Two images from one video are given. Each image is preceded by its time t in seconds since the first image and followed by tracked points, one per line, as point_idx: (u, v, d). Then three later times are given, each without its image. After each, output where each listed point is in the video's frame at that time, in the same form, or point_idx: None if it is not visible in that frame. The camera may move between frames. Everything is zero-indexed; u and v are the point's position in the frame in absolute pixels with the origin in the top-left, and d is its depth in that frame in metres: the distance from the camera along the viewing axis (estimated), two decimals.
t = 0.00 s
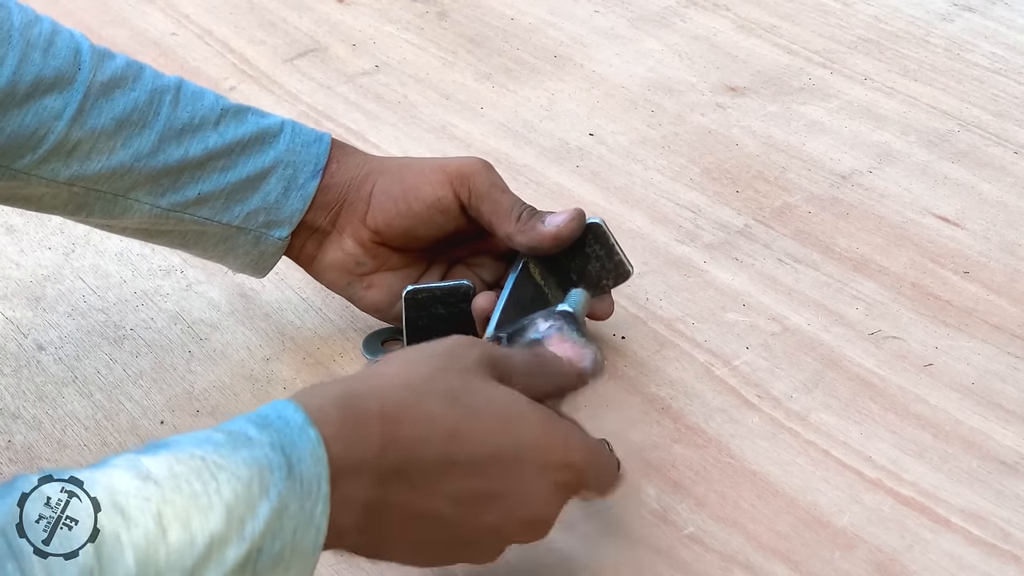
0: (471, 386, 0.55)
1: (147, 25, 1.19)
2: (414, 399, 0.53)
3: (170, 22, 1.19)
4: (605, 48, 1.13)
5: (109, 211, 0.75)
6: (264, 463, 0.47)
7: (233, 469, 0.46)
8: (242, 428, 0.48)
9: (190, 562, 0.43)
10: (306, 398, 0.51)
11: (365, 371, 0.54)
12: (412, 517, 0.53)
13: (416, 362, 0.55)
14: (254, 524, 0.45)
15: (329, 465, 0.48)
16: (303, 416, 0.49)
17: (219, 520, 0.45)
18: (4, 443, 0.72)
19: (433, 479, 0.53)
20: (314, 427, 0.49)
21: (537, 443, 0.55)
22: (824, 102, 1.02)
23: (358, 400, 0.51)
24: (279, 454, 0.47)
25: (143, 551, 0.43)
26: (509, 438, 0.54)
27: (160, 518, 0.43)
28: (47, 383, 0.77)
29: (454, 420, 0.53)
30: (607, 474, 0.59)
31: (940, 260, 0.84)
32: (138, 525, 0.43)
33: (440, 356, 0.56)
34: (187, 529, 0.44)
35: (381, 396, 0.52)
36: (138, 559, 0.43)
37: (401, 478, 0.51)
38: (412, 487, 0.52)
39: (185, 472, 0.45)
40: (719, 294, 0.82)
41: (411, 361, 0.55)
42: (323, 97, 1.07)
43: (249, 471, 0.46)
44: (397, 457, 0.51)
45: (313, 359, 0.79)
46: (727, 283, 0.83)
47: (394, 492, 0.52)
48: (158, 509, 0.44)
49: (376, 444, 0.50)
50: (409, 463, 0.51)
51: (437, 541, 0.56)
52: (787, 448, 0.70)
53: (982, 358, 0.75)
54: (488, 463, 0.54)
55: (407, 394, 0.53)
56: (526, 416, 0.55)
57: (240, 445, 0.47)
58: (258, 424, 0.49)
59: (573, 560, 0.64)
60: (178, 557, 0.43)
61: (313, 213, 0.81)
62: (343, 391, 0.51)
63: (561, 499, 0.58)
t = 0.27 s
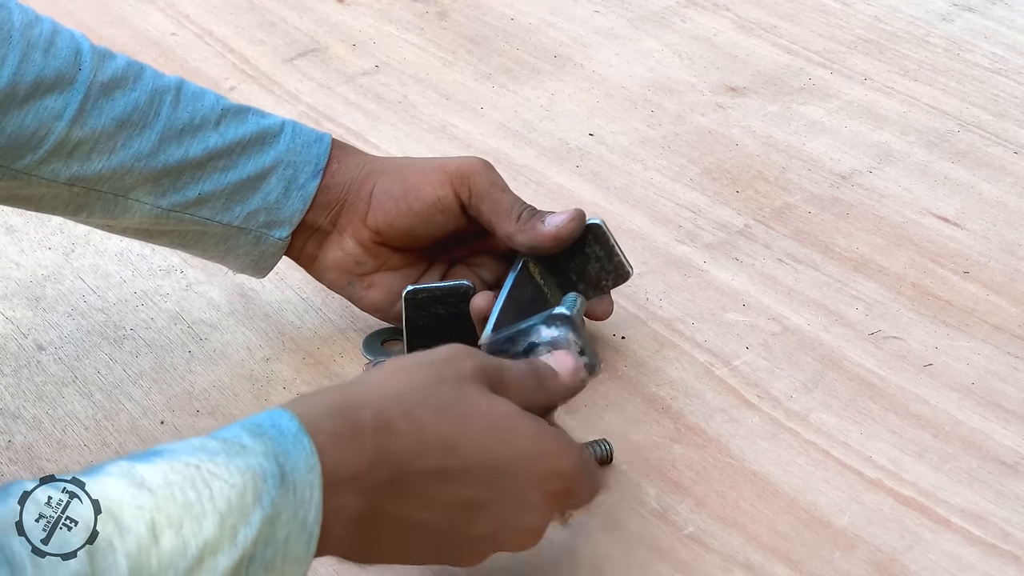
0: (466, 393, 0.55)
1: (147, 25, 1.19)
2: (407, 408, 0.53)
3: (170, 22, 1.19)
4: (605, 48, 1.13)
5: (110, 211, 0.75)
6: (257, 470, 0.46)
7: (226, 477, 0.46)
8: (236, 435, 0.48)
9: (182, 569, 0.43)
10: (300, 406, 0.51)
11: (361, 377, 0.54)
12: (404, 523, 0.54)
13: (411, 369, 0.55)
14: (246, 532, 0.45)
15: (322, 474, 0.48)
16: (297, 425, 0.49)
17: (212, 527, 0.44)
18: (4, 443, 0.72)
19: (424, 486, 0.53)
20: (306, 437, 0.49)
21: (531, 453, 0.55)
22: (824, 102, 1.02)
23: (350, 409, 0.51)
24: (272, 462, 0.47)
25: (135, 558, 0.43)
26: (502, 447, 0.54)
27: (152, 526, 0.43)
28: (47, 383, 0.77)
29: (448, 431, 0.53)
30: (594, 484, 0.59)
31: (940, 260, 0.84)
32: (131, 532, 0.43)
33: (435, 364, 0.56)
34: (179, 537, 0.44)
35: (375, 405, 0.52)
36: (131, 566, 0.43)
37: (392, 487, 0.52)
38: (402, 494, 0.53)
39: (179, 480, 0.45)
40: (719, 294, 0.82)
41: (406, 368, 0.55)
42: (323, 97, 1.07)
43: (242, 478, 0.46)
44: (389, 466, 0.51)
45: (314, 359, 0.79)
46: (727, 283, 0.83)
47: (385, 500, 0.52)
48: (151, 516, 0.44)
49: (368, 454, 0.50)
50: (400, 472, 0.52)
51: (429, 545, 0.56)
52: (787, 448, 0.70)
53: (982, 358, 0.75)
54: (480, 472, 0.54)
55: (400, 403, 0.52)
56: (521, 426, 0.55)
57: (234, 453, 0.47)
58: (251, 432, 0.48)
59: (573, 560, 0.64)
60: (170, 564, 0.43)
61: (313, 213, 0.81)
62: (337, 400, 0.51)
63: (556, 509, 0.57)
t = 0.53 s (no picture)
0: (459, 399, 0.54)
1: (147, 24, 1.19)
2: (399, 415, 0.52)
3: (170, 22, 1.19)
4: (605, 48, 1.13)
5: (110, 210, 0.75)
6: (247, 478, 0.46)
7: (216, 484, 0.46)
8: (227, 441, 0.48)
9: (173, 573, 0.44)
10: (293, 412, 0.51)
11: (354, 382, 0.54)
12: (394, 527, 0.54)
13: (404, 375, 0.55)
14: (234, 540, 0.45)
15: (313, 480, 0.48)
16: (288, 431, 0.49)
17: (202, 535, 0.44)
18: (4, 443, 0.72)
19: (415, 492, 0.53)
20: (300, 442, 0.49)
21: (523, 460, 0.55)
22: (824, 102, 1.02)
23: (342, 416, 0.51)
24: (262, 469, 0.47)
25: (125, 564, 0.43)
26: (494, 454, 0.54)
27: (141, 533, 0.43)
28: (47, 383, 0.77)
29: (440, 436, 0.53)
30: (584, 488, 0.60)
31: (940, 260, 0.84)
32: (120, 538, 0.43)
33: (429, 370, 0.55)
34: (168, 544, 0.44)
35: (367, 412, 0.52)
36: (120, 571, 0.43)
37: (384, 491, 0.52)
38: (392, 499, 0.53)
39: (169, 486, 0.45)
40: (719, 294, 0.82)
41: (399, 373, 0.55)
42: (323, 97, 1.07)
43: (232, 486, 0.46)
44: (380, 472, 0.51)
45: (314, 359, 0.79)
46: (727, 283, 0.83)
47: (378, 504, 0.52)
48: (141, 522, 0.43)
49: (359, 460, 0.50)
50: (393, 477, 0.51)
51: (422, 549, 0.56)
52: (787, 448, 0.70)
53: (982, 358, 0.75)
54: (473, 479, 0.54)
55: (393, 409, 0.52)
56: (514, 433, 0.55)
57: (224, 459, 0.47)
58: (243, 438, 0.48)
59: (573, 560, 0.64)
60: (160, 569, 0.43)
61: (313, 212, 0.81)
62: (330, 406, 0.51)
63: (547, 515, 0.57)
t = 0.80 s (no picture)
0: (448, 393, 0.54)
1: (147, 24, 1.19)
2: (386, 409, 0.52)
3: (170, 22, 1.19)
4: (605, 48, 1.13)
5: (112, 210, 0.75)
6: (235, 474, 0.46)
7: (204, 481, 0.46)
8: (216, 438, 0.48)
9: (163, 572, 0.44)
10: (280, 408, 0.50)
11: (343, 377, 0.54)
12: (382, 524, 0.53)
13: (393, 369, 0.54)
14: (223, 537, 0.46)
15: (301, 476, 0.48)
16: (275, 428, 0.49)
17: (191, 532, 0.45)
18: (4, 443, 0.72)
19: (403, 488, 0.52)
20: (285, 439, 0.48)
21: (511, 455, 0.54)
22: (824, 102, 1.02)
23: (329, 410, 0.50)
24: (249, 465, 0.47)
25: (114, 563, 0.43)
26: (484, 449, 0.53)
27: (130, 532, 0.44)
28: (47, 383, 0.77)
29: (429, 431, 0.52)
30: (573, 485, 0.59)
31: (940, 260, 0.84)
32: (109, 537, 0.43)
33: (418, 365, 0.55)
34: (158, 541, 0.44)
35: (354, 407, 0.51)
36: (110, 570, 0.43)
37: (372, 488, 0.51)
38: (380, 495, 0.52)
39: (157, 484, 0.45)
40: (719, 294, 0.82)
41: (388, 368, 0.54)
42: (323, 97, 1.07)
43: (221, 483, 0.46)
44: (366, 467, 0.50)
45: (313, 359, 0.79)
46: (727, 283, 0.83)
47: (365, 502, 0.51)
48: (131, 521, 0.44)
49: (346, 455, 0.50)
50: (380, 474, 0.51)
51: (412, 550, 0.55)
52: (787, 448, 0.70)
53: (982, 358, 0.75)
54: (461, 474, 0.53)
55: (380, 404, 0.52)
56: (502, 428, 0.54)
57: (212, 455, 0.47)
58: (230, 435, 0.48)
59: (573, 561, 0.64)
60: (150, 567, 0.44)
61: (314, 212, 0.81)
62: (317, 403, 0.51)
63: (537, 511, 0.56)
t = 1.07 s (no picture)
0: (435, 404, 0.53)
1: (147, 24, 1.19)
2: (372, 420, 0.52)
3: (170, 22, 1.19)
4: (605, 48, 1.13)
5: (111, 210, 0.75)
6: (220, 487, 0.46)
7: (189, 495, 0.45)
8: (201, 452, 0.48)
9: None
10: (267, 418, 0.50)
11: (334, 387, 0.54)
12: (371, 535, 0.53)
13: (381, 380, 0.54)
14: (204, 552, 0.45)
15: (285, 490, 0.48)
16: (261, 440, 0.49)
17: (173, 546, 0.44)
18: (4, 443, 0.72)
19: (388, 500, 0.52)
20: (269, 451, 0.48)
21: (499, 469, 0.53)
22: (824, 102, 1.02)
23: (314, 421, 0.50)
24: (235, 478, 0.47)
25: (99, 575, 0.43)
26: (468, 460, 0.52)
27: (114, 546, 0.44)
28: (47, 383, 0.77)
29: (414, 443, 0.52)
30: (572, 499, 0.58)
31: (940, 260, 0.84)
32: (94, 550, 0.43)
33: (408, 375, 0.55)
34: (140, 555, 0.44)
35: (340, 418, 0.51)
36: None
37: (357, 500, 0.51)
38: (365, 507, 0.52)
39: (142, 497, 0.45)
40: (719, 294, 0.82)
41: (379, 379, 0.54)
42: (323, 97, 1.07)
43: (205, 496, 0.46)
44: (350, 478, 0.50)
45: (313, 359, 0.79)
46: (727, 283, 0.83)
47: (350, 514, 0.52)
48: (114, 534, 0.44)
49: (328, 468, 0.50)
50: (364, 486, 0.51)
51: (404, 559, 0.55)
52: (787, 448, 0.70)
53: (982, 358, 0.75)
54: (447, 487, 0.52)
55: (366, 415, 0.52)
56: (489, 441, 0.53)
57: (196, 469, 0.47)
58: (215, 448, 0.48)
59: (573, 561, 0.64)
60: None
61: (314, 213, 0.81)
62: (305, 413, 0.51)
63: (531, 526, 0.55)
